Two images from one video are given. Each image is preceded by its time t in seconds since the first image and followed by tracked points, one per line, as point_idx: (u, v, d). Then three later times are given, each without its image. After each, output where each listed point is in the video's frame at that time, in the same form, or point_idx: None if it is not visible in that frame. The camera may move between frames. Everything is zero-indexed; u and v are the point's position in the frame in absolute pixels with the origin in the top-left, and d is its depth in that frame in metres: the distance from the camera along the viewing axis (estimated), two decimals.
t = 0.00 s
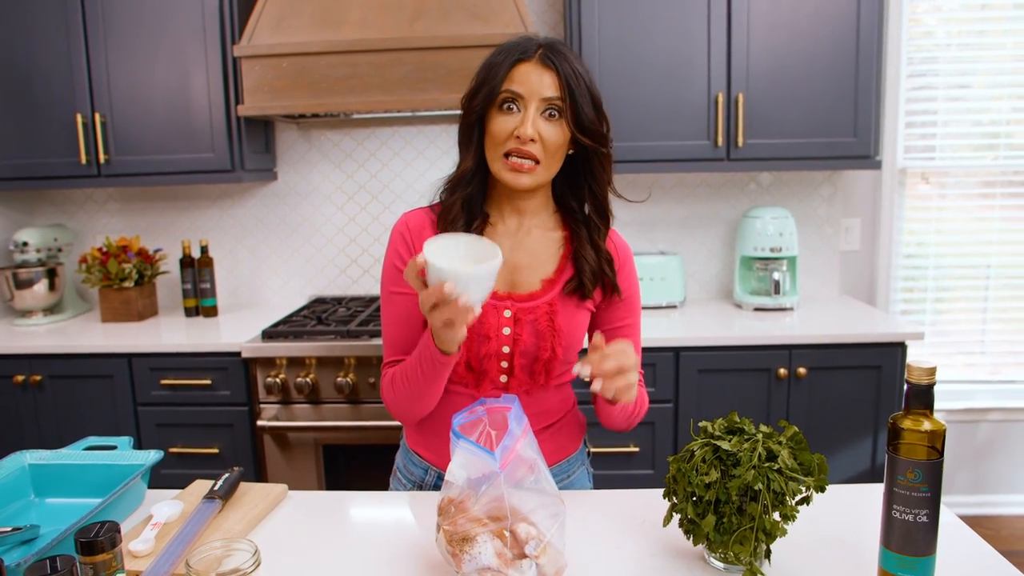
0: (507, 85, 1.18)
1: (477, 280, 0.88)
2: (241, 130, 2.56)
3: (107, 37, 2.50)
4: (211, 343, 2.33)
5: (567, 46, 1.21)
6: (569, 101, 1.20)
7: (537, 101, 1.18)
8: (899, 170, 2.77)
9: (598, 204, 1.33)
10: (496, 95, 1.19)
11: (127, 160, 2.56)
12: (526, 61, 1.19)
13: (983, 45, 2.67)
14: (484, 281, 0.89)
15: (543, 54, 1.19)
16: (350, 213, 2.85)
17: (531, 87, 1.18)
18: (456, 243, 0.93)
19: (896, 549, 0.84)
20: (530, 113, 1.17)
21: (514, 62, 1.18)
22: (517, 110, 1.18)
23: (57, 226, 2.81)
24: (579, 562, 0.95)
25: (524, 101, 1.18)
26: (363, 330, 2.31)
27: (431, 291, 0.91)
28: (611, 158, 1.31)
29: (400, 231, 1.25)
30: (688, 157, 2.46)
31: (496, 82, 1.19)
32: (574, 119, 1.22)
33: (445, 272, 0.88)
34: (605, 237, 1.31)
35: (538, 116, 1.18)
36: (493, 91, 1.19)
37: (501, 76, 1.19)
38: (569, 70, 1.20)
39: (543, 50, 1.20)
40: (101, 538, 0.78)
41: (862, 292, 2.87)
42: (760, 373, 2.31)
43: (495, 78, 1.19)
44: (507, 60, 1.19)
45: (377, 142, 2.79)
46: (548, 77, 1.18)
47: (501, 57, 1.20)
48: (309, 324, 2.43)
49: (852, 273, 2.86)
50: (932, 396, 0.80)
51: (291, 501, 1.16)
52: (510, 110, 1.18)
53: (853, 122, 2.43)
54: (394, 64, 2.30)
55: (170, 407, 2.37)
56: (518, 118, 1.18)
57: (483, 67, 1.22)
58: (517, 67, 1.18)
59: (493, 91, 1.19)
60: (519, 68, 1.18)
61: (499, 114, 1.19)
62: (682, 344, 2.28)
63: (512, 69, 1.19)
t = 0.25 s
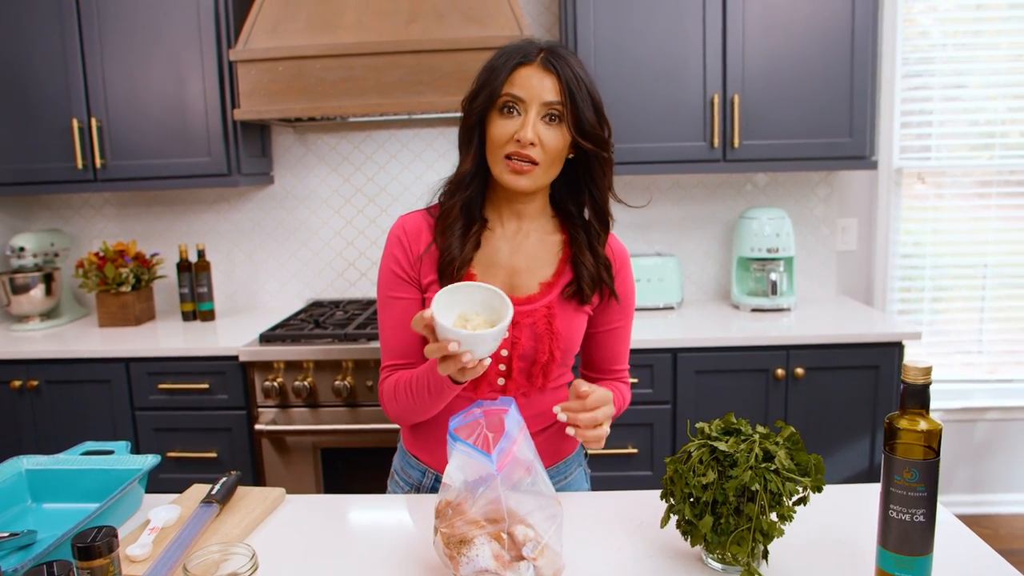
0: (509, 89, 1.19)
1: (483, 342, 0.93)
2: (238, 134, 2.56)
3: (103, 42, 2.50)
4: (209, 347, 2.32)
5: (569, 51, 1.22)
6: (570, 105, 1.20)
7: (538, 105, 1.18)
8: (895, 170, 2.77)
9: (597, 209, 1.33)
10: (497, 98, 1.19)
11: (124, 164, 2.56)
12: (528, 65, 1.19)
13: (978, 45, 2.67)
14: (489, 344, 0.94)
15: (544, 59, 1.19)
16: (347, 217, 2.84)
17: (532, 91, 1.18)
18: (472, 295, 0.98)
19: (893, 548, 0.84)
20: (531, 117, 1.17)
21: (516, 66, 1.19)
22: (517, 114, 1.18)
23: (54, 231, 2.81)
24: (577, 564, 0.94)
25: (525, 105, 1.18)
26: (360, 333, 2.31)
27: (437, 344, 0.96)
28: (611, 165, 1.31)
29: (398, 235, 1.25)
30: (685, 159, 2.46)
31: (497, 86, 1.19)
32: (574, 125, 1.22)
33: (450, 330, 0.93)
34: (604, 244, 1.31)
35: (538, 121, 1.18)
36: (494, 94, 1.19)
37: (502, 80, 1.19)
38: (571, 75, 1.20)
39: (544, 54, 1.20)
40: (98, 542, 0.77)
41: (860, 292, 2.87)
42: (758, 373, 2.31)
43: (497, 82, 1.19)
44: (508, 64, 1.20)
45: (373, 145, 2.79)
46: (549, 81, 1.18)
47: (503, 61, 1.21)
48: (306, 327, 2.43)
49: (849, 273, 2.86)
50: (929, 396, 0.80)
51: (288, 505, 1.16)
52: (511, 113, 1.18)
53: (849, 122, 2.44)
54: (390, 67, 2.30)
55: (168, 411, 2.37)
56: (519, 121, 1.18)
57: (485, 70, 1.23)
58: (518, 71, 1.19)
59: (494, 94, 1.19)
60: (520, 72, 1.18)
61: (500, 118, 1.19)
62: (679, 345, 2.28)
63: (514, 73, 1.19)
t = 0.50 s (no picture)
0: (506, 95, 1.17)
1: (517, 363, 0.90)
2: (233, 140, 2.55)
3: (96, 51, 2.50)
4: (207, 354, 2.32)
5: (565, 54, 1.20)
6: (568, 111, 1.20)
7: (537, 113, 1.17)
8: (890, 165, 2.78)
9: (592, 209, 1.33)
10: (495, 106, 1.18)
11: (119, 173, 2.56)
12: (526, 71, 1.17)
13: (971, 38, 2.68)
14: (523, 366, 0.92)
15: (541, 63, 1.18)
16: (344, 221, 2.84)
17: (530, 99, 1.16)
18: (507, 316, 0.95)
19: (894, 544, 0.84)
20: (530, 125, 1.17)
21: (513, 72, 1.17)
22: (515, 121, 1.17)
23: (50, 241, 2.80)
24: (578, 565, 0.94)
25: (524, 113, 1.17)
26: (359, 337, 2.31)
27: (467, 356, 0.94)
28: (607, 166, 1.31)
29: (394, 238, 1.25)
30: (680, 157, 2.46)
31: (495, 92, 1.17)
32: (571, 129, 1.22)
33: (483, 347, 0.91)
34: (600, 243, 1.31)
35: (537, 128, 1.17)
36: (492, 102, 1.18)
37: (500, 86, 1.17)
38: (568, 80, 1.19)
39: (541, 58, 1.19)
40: (99, 552, 0.77)
41: (858, 287, 2.87)
42: (757, 370, 2.31)
43: (494, 89, 1.17)
44: (506, 69, 1.18)
45: (369, 149, 2.79)
46: (547, 88, 1.17)
47: (500, 65, 1.19)
48: (305, 332, 2.43)
49: (847, 269, 2.86)
50: (926, 391, 0.80)
51: (289, 511, 1.15)
52: (508, 120, 1.17)
53: (843, 118, 2.44)
54: (384, 71, 2.30)
55: (168, 419, 2.37)
56: (517, 129, 1.17)
57: (480, 74, 1.21)
58: (516, 77, 1.17)
59: (492, 102, 1.17)
60: (517, 78, 1.17)
61: (497, 125, 1.18)
62: (678, 344, 2.28)
63: (511, 79, 1.17)
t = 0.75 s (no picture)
0: (511, 97, 1.16)
1: (560, 372, 0.91)
2: (234, 140, 2.56)
3: (98, 50, 2.50)
4: (210, 354, 2.32)
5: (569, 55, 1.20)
6: (571, 112, 1.20)
7: (542, 115, 1.16)
8: (893, 161, 2.77)
9: (593, 207, 1.33)
10: (499, 108, 1.17)
11: (121, 172, 2.56)
12: (531, 73, 1.16)
13: (974, 34, 2.67)
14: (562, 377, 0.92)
15: (546, 64, 1.17)
16: (346, 220, 2.84)
17: (536, 101, 1.16)
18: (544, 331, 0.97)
19: (897, 541, 0.84)
20: (534, 128, 1.16)
21: (518, 73, 1.16)
22: (520, 123, 1.17)
23: (53, 241, 2.80)
24: (581, 563, 0.94)
25: (529, 115, 1.16)
26: (361, 336, 2.31)
27: (508, 362, 0.93)
28: (608, 166, 1.31)
29: (396, 237, 1.25)
30: (682, 155, 2.46)
31: (500, 95, 1.16)
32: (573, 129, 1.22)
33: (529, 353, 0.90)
34: (601, 240, 1.31)
35: (541, 130, 1.17)
36: (496, 104, 1.17)
37: (505, 87, 1.16)
38: (572, 81, 1.19)
39: (545, 59, 1.18)
40: (102, 552, 0.77)
41: (860, 284, 2.87)
42: (760, 368, 2.31)
43: (499, 90, 1.16)
44: (511, 70, 1.16)
45: (370, 148, 2.79)
46: (551, 90, 1.17)
47: (504, 66, 1.17)
48: (307, 331, 2.43)
49: (849, 266, 2.86)
50: (930, 388, 0.80)
51: (292, 510, 1.16)
52: (513, 122, 1.17)
53: (845, 115, 2.44)
54: (385, 69, 2.30)
55: (171, 419, 2.37)
56: (522, 132, 1.17)
57: (484, 74, 1.19)
58: (521, 78, 1.16)
59: (496, 103, 1.17)
60: (522, 80, 1.16)
61: (502, 127, 1.17)
62: (680, 342, 2.28)
63: (516, 81, 1.16)
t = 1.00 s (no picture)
0: (510, 102, 1.16)
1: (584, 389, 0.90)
2: (232, 144, 2.56)
3: (95, 57, 2.50)
4: (209, 359, 2.32)
5: (568, 58, 1.19)
6: (571, 116, 1.19)
7: (542, 120, 1.16)
8: (890, 161, 2.77)
9: (593, 210, 1.33)
10: (499, 113, 1.17)
11: (119, 178, 2.56)
12: (531, 77, 1.16)
13: (970, 33, 2.67)
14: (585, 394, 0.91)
15: (545, 69, 1.17)
16: (344, 223, 2.84)
17: (535, 106, 1.16)
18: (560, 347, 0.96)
19: (898, 541, 0.84)
20: (534, 133, 1.16)
21: (518, 77, 1.16)
22: (520, 128, 1.17)
23: (51, 247, 2.80)
24: (582, 566, 0.94)
25: (529, 120, 1.16)
26: (360, 340, 2.31)
27: (529, 380, 0.91)
28: (609, 168, 1.30)
29: (395, 241, 1.25)
30: (680, 156, 2.46)
31: (499, 100, 1.16)
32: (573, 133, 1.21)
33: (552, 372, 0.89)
34: (601, 244, 1.31)
35: (541, 135, 1.17)
36: (496, 109, 1.16)
37: (504, 93, 1.16)
38: (572, 85, 1.18)
39: (544, 63, 1.17)
40: (101, 559, 0.76)
41: (859, 284, 2.87)
42: (759, 368, 2.31)
43: (498, 95, 1.16)
44: (510, 74, 1.16)
45: (368, 151, 2.79)
46: (551, 94, 1.17)
47: (504, 70, 1.17)
48: (306, 335, 2.43)
49: (848, 265, 2.86)
50: (928, 386, 0.80)
51: (292, 515, 1.15)
52: (512, 127, 1.17)
53: (842, 114, 2.44)
54: (382, 73, 2.30)
55: (170, 424, 2.37)
56: (522, 137, 1.17)
57: (483, 79, 1.19)
58: (520, 83, 1.16)
59: (496, 108, 1.16)
60: (522, 84, 1.16)
61: (501, 131, 1.17)
62: (679, 343, 2.28)
63: (515, 85, 1.16)
